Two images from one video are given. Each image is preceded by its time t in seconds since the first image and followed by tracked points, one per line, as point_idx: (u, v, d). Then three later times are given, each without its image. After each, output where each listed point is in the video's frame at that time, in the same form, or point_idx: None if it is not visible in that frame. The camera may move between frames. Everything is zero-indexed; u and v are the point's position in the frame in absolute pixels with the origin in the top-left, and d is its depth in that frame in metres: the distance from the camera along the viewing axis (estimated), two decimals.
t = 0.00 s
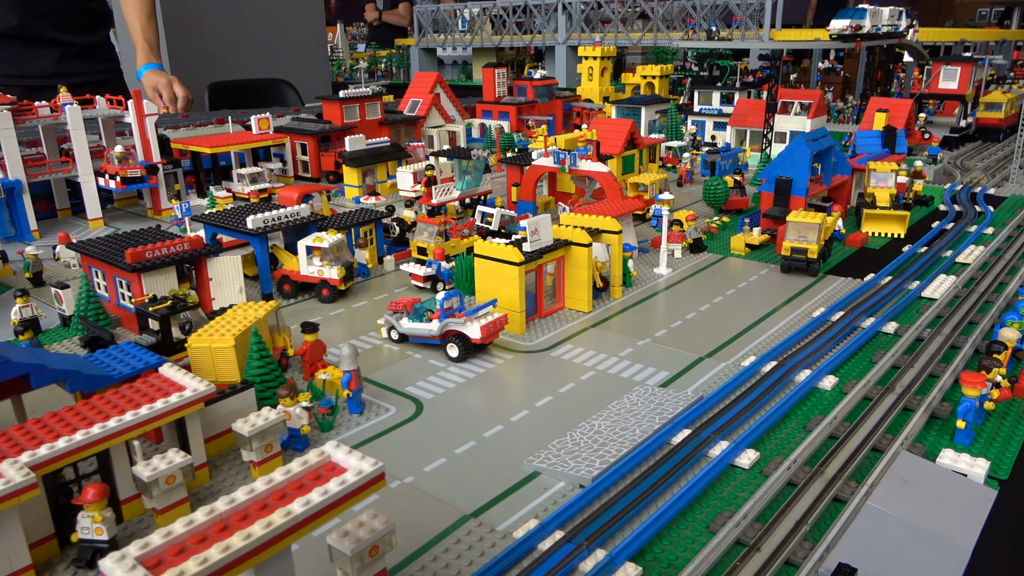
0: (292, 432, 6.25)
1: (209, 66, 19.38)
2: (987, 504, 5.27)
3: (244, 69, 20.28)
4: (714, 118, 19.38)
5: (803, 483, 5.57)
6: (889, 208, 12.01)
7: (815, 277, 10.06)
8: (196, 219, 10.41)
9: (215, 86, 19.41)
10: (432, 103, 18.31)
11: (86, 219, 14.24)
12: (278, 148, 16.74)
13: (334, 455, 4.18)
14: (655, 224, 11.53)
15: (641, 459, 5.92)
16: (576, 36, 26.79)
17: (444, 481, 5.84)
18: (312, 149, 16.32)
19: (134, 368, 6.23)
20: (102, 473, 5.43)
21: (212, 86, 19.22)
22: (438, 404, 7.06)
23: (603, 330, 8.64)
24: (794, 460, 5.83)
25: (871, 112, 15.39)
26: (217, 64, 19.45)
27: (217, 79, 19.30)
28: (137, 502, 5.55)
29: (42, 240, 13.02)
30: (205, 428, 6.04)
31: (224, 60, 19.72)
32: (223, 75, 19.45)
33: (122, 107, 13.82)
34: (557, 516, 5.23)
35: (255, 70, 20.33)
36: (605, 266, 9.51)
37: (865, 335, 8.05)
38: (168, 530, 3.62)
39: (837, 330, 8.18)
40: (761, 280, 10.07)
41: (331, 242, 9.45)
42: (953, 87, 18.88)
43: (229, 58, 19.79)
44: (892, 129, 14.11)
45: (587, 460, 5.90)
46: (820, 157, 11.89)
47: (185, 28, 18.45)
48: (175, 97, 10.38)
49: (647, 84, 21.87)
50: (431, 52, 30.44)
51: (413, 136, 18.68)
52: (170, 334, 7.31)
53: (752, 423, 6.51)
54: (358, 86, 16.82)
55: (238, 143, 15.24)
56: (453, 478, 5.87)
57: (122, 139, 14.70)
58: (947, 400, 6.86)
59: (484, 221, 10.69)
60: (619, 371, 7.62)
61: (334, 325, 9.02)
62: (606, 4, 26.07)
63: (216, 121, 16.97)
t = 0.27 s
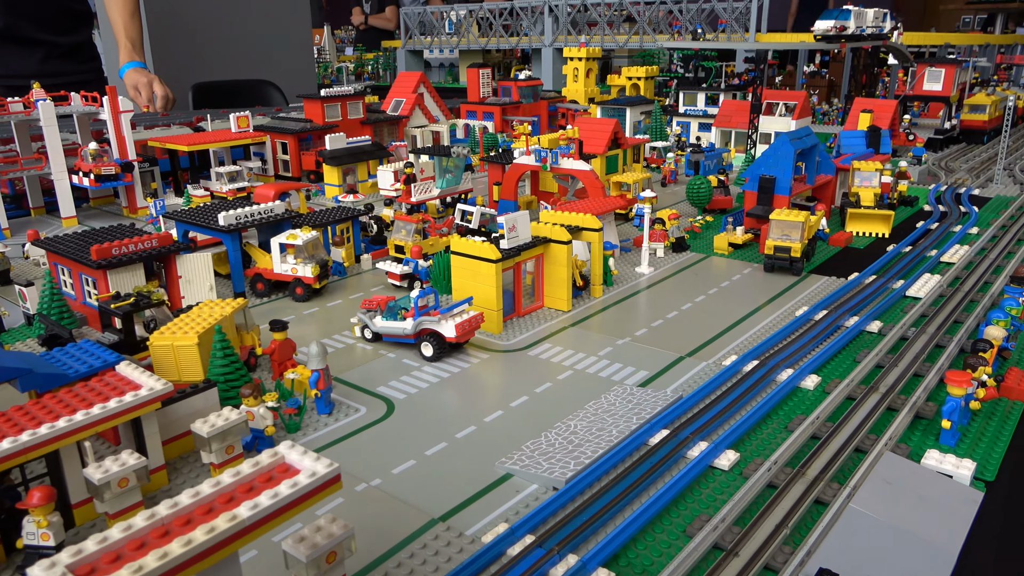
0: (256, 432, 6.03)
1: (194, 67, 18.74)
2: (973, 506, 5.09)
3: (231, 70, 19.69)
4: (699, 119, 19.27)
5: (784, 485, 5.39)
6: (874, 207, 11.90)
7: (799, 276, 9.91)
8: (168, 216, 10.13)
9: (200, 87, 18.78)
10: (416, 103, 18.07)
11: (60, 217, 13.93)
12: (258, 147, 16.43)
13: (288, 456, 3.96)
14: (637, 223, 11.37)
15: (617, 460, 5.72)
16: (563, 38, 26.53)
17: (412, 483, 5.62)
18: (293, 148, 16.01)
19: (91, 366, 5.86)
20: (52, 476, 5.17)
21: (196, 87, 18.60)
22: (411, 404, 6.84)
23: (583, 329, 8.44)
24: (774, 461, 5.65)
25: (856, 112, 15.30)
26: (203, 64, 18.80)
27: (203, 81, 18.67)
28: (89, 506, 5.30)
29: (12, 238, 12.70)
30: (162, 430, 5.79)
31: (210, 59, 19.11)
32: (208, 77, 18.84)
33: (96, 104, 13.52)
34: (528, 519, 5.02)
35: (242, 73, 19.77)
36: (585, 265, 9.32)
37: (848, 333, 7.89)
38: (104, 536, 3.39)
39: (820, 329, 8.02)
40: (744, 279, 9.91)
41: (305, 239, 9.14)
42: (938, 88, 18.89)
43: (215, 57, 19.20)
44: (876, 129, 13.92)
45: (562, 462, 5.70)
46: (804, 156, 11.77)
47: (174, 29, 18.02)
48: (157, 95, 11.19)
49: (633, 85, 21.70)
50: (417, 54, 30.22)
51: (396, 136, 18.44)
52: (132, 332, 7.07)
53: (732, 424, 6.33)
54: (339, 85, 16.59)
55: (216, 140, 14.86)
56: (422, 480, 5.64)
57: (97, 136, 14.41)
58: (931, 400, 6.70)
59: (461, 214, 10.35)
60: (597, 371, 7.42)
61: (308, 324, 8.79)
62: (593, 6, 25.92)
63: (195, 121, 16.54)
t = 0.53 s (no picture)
0: (227, 433, 5.87)
1: (184, 66, 18.18)
2: (966, 507, 4.93)
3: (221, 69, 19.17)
4: (692, 119, 19.13)
5: (771, 486, 5.23)
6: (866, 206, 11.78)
7: (789, 275, 9.77)
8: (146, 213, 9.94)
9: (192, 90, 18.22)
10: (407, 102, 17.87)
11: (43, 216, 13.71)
12: (246, 146, 16.19)
13: (249, 455, 3.78)
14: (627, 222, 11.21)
15: (599, 461, 5.56)
16: (557, 40, 26.33)
17: (389, 484, 5.44)
18: (281, 147, 15.75)
19: (58, 363, 5.60)
20: (11, 479, 4.96)
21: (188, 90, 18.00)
22: (390, 403, 6.66)
23: (570, 328, 8.28)
24: (761, 461, 5.49)
25: (849, 112, 15.19)
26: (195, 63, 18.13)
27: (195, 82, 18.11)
28: (50, 509, 5.10)
29: None
30: (128, 431, 5.60)
31: (200, 58, 18.53)
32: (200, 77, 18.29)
33: (80, 102, 13.28)
34: (505, 522, 4.85)
35: (234, 72, 19.27)
36: (573, 263, 9.14)
37: (839, 332, 7.75)
38: (49, 539, 3.21)
39: (811, 327, 7.87)
40: (734, 278, 9.77)
41: (287, 237, 8.99)
42: (931, 88, 18.81)
43: (205, 57, 18.67)
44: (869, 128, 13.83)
45: (543, 462, 5.53)
46: (795, 154, 11.64)
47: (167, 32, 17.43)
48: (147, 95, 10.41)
49: (625, 86, 21.53)
50: (411, 56, 30.03)
51: (386, 136, 18.23)
52: (105, 330, 6.90)
53: (719, 423, 6.17)
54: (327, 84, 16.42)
55: (203, 139, 14.63)
56: (398, 481, 5.46)
57: (82, 134, 14.19)
58: (923, 399, 6.55)
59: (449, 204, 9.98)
60: (582, 370, 7.25)
61: (289, 323, 8.60)
62: (586, 8, 25.77)
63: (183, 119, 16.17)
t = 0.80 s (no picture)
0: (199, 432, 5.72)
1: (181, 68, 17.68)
2: (964, 508, 4.74)
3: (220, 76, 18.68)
4: (687, 120, 18.95)
5: (761, 486, 5.04)
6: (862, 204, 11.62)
7: (783, 273, 9.59)
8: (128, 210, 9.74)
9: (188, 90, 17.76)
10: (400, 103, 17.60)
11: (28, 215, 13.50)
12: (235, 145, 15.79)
13: (209, 453, 3.61)
14: (619, 220, 11.03)
15: (584, 460, 5.37)
16: (553, 42, 25.86)
17: (366, 485, 5.24)
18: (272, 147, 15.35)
19: (25, 359, 5.41)
20: None
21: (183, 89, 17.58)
22: (372, 402, 6.47)
23: (559, 326, 8.09)
24: (751, 461, 5.30)
25: (844, 111, 15.04)
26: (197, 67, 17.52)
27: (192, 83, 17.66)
28: (10, 509, 4.92)
29: None
30: (96, 429, 5.44)
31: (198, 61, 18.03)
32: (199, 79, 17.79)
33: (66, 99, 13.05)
34: (484, 523, 4.66)
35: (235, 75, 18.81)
36: (563, 260, 8.96)
37: (833, 330, 7.58)
38: None
39: (804, 325, 7.70)
40: (727, 276, 9.60)
41: (270, 233, 8.82)
42: (927, 89, 18.69)
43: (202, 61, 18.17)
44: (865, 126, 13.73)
45: (526, 462, 5.35)
46: (790, 152, 11.49)
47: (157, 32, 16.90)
48: (140, 95, 9.41)
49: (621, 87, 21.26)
50: (406, 58, 29.86)
51: (378, 136, 17.95)
52: (78, 327, 6.73)
53: (709, 422, 5.99)
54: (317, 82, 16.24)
55: (191, 137, 14.42)
56: (376, 482, 5.27)
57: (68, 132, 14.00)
58: (919, 397, 6.37)
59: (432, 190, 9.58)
60: (570, 368, 7.07)
61: (273, 321, 8.39)
62: (582, 11, 25.60)
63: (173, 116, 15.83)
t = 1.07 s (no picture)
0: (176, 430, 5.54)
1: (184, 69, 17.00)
2: (967, 509, 4.56)
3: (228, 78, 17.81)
4: (683, 119, 18.71)
5: (756, 487, 4.86)
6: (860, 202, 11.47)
7: (780, 271, 9.45)
8: (113, 206, 9.52)
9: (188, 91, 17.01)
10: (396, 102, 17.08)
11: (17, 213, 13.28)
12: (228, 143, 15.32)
13: (174, 450, 3.44)
14: (613, 217, 10.85)
15: (574, 459, 5.20)
16: (550, 43, 25.68)
17: (347, 485, 5.06)
18: (265, 144, 14.81)
19: None
20: None
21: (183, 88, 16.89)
22: (357, 400, 6.29)
23: (551, 324, 7.92)
24: (746, 461, 5.13)
25: (843, 109, 14.87)
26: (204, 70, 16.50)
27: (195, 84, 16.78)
28: None
29: None
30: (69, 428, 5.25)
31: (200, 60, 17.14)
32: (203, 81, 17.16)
33: (56, 95, 12.72)
34: (468, 525, 4.48)
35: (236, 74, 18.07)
36: (555, 257, 8.79)
37: (831, 328, 7.41)
38: None
39: (801, 323, 7.53)
40: (723, 274, 9.43)
41: (257, 230, 8.54)
42: (926, 88, 18.52)
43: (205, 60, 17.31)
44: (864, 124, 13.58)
45: (512, 461, 5.18)
46: (787, 149, 11.33)
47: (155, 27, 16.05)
48: (137, 97, 7.23)
49: (617, 87, 21.00)
50: (403, 58, 29.57)
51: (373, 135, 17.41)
52: (57, 323, 6.54)
53: (702, 422, 5.82)
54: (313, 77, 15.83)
55: (183, 134, 14.09)
56: (357, 482, 5.09)
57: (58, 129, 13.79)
58: (919, 396, 6.20)
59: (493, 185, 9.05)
60: (561, 366, 6.90)
61: (260, 319, 8.19)
62: (579, 11, 25.40)
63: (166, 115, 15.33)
